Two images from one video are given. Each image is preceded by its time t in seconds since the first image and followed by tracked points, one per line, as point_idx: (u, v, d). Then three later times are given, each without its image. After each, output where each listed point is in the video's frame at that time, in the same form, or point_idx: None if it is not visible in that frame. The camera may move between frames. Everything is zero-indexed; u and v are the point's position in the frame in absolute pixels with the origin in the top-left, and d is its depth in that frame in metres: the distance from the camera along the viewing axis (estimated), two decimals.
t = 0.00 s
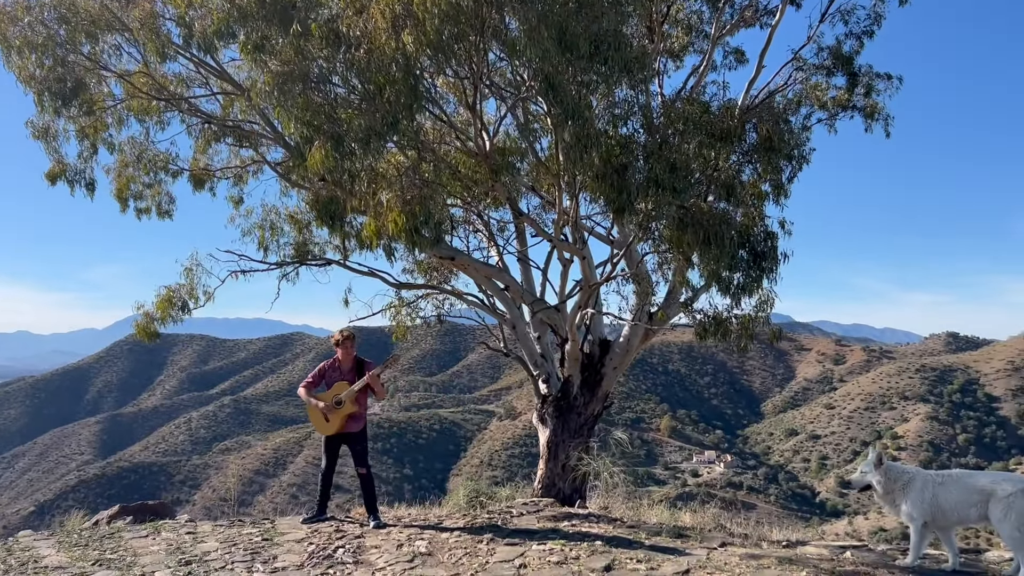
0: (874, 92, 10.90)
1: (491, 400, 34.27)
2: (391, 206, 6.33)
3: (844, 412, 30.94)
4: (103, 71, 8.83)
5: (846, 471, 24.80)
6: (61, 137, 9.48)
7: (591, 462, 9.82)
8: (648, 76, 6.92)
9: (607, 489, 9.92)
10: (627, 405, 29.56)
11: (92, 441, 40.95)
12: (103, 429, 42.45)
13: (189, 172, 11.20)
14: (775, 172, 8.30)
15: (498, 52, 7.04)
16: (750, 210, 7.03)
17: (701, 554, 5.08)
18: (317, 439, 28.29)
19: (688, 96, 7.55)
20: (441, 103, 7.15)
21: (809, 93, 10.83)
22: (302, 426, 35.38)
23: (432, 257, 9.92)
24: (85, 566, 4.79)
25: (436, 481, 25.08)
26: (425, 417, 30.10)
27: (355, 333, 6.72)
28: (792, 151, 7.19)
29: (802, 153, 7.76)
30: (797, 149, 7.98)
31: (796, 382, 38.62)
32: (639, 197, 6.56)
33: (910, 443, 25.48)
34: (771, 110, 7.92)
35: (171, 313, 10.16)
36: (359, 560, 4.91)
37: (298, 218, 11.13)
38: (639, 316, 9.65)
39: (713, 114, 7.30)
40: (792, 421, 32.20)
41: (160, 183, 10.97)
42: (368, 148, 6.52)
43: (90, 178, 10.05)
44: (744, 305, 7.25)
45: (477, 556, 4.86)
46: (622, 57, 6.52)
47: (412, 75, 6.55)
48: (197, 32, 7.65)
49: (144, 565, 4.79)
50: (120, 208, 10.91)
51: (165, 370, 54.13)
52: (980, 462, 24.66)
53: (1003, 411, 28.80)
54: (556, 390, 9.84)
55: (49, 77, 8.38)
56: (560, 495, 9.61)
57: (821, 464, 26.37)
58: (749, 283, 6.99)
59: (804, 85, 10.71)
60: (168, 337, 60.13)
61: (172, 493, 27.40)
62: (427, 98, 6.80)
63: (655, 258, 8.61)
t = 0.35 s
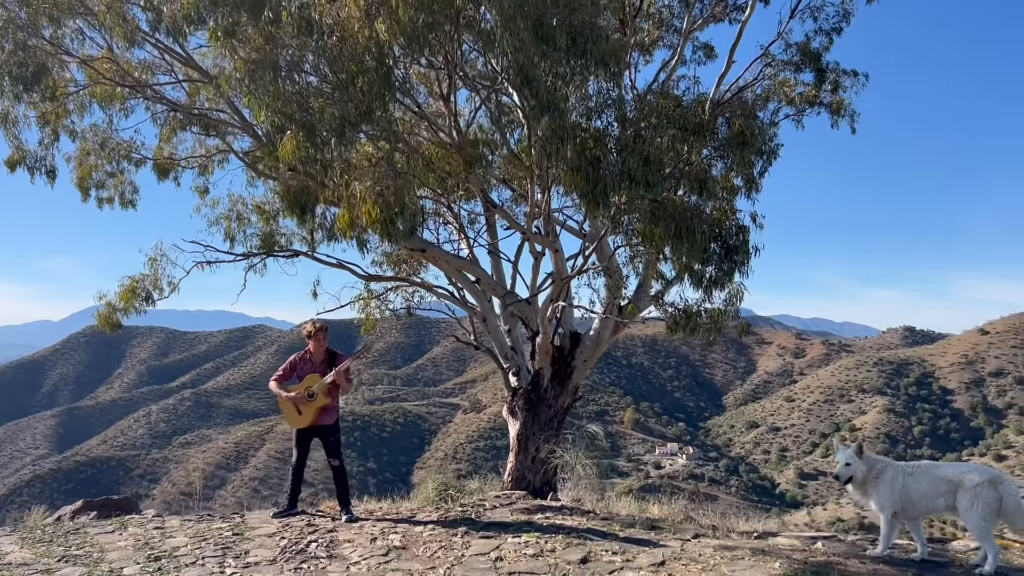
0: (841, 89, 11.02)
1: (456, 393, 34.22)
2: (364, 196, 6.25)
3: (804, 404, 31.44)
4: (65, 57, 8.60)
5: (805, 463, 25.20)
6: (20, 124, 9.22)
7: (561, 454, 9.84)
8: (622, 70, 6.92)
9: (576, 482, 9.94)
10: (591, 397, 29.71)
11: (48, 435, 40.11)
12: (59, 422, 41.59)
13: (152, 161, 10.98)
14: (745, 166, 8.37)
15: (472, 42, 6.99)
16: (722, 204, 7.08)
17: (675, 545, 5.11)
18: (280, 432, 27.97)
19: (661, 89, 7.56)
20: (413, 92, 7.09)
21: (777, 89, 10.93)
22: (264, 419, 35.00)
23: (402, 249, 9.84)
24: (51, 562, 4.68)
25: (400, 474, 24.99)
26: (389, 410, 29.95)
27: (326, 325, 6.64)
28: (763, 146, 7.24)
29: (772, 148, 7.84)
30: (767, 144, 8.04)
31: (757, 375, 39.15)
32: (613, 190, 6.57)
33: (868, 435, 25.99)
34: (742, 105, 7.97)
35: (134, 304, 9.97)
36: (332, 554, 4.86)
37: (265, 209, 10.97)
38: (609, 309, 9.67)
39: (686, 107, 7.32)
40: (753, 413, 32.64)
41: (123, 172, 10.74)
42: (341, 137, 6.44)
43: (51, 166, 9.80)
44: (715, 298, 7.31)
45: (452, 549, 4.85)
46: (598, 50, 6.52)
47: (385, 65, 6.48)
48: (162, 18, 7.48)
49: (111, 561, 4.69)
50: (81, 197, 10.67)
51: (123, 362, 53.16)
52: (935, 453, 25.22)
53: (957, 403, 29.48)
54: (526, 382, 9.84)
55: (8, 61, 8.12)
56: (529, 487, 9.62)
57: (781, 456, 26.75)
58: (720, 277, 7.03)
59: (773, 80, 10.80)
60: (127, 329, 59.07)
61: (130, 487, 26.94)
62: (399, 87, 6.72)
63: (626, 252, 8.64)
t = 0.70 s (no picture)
0: (815, 86, 11.13)
1: (426, 388, 34.13)
2: (348, 189, 6.19)
3: (770, 398, 31.83)
4: (36, 44, 8.42)
5: (772, 456, 25.52)
6: None
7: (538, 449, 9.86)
8: (604, 65, 6.94)
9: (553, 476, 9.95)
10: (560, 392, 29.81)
11: (8, 432, 39.32)
12: (20, 419, 40.80)
13: (123, 152, 10.78)
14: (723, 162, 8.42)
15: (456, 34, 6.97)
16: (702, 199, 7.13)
17: (660, 539, 5.14)
18: (248, 428, 27.68)
19: (642, 85, 7.59)
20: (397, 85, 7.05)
21: (753, 86, 11.00)
22: (231, 415, 34.63)
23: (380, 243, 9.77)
24: (28, 561, 4.58)
25: (370, 470, 24.87)
26: (358, 406, 29.79)
27: (308, 319, 6.59)
28: (742, 141, 7.30)
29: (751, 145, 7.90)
30: (747, 140, 8.10)
31: (724, 369, 39.56)
32: (597, 183, 6.58)
33: (833, 429, 26.41)
34: (721, 101, 8.02)
35: (106, 298, 9.80)
36: (318, 550, 4.82)
37: (240, 203, 10.83)
38: (587, 304, 9.69)
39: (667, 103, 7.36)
40: (720, 407, 32.99)
41: (93, 163, 10.54)
42: (324, 128, 6.38)
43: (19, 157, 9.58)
44: (694, 293, 7.37)
45: (439, 545, 4.82)
46: (583, 44, 6.54)
47: (368, 57, 6.43)
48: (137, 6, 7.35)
49: (91, 559, 4.61)
50: (50, 188, 10.45)
51: (86, 358, 52.26)
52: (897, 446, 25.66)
53: (919, 397, 30.03)
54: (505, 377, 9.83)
55: None
56: (507, 481, 9.62)
57: (747, 449, 27.06)
58: (701, 272, 7.10)
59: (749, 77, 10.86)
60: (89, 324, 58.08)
61: (94, 485, 26.51)
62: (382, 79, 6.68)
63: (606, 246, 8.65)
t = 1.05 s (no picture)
0: (796, 85, 11.22)
1: (402, 385, 34.03)
2: (339, 185, 6.18)
3: (745, 394, 32.11)
4: (16, 36, 8.29)
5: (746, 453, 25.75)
6: None
7: (523, 445, 9.87)
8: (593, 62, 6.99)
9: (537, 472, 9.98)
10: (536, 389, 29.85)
11: None
12: None
13: (102, 145, 10.65)
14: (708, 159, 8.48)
15: (447, 31, 6.97)
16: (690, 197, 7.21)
17: (653, 534, 5.17)
18: (222, 425, 27.42)
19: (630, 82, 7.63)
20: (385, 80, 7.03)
21: (735, 84, 11.08)
22: (204, 412, 34.29)
23: (364, 239, 9.72)
24: (16, 560, 4.52)
25: (346, 467, 24.75)
26: (333, 403, 29.62)
27: (297, 316, 6.55)
28: (729, 140, 7.36)
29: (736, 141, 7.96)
30: (732, 137, 8.17)
31: (699, 366, 39.86)
32: (587, 180, 6.60)
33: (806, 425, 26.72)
34: (707, 99, 8.07)
35: (86, 294, 9.68)
36: (311, 546, 4.81)
37: (220, 198, 10.74)
38: (573, 300, 9.72)
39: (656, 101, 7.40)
40: (696, 404, 33.23)
41: (71, 157, 10.40)
42: (314, 125, 6.36)
43: None
44: (680, 290, 7.44)
45: (432, 541, 4.82)
46: (575, 41, 6.60)
47: (360, 53, 6.41)
48: None
49: (81, 557, 4.56)
50: (27, 181, 10.29)
51: (56, 355, 51.44)
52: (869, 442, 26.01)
53: (891, 393, 30.43)
54: (489, 373, 9.83)
55: None
56: (491, 478, 9.62)
57: (722, 446, 27.29)
58: (688, 268, 7.16)
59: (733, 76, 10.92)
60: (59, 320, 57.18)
61: (64, 483, 26.13)
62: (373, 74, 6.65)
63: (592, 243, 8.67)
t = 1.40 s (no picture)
0: (781, 84, 11.33)
1: (385, 382, 33.97)
2: (333, 182, 6.20)
3: (726, 391, 32.33)
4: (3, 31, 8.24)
5: (728, 449, 25.93)
6: None
7: (510, 441, 9.91)
8: (585, 61, 7.04)
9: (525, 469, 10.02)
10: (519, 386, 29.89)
11: None
12: None
13: (87, 141, 10.58)
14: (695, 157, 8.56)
15: (440, 28, 7.00)
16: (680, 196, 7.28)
17: (645, 528, 5.23)
18: (203, 423, 27.24)
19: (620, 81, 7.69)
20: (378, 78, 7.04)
21: (721, 83, 11.17)
22: (185, 410, 34.06)
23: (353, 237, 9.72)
24: (11, 556, 4.51)
25: (328, 465, 24.67)
26: (316, 400, 29.52)
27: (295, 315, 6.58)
28: (717, 139, 7.44)
29: (724, 140, 8.04)
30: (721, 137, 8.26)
31: (681, 363, 40.10)
32: (579, 178, 6.65)
33: (787, 421, 26.96)
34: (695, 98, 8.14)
35: (71, 291, 9.62)
36: (306, 542, 4.83)
37: (207, 194, 10.70)
38: (561, 297, 9.77)
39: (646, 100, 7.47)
40: (678, 400, 33.43)
41: (55, 153, 10.32)
42: (309, 122, 6.36)
43: None
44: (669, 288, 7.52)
45: (427, 536, 4.86)
46: (568, 41, 6.66)
47: (355, 51, 6.42)
48: None
49: (76, 553, 4.56)
50: (11, 177, 10.20)
51: (34, 353, 50.89)
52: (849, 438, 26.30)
53: (870, 390, 30.76)
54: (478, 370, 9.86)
55: None
56: (480, 474, 9.67)
57: (704, 442, 27.47)
58: (678, 266, 7.24)
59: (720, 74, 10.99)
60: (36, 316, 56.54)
61: (42, 482, 25.87)
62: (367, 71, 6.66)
63: (580, 241, 8.72)
